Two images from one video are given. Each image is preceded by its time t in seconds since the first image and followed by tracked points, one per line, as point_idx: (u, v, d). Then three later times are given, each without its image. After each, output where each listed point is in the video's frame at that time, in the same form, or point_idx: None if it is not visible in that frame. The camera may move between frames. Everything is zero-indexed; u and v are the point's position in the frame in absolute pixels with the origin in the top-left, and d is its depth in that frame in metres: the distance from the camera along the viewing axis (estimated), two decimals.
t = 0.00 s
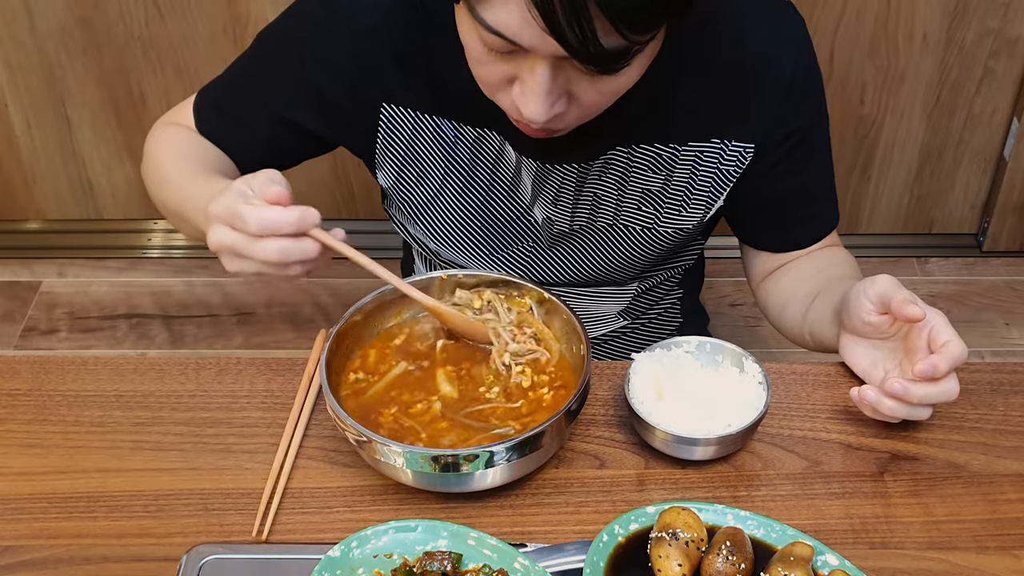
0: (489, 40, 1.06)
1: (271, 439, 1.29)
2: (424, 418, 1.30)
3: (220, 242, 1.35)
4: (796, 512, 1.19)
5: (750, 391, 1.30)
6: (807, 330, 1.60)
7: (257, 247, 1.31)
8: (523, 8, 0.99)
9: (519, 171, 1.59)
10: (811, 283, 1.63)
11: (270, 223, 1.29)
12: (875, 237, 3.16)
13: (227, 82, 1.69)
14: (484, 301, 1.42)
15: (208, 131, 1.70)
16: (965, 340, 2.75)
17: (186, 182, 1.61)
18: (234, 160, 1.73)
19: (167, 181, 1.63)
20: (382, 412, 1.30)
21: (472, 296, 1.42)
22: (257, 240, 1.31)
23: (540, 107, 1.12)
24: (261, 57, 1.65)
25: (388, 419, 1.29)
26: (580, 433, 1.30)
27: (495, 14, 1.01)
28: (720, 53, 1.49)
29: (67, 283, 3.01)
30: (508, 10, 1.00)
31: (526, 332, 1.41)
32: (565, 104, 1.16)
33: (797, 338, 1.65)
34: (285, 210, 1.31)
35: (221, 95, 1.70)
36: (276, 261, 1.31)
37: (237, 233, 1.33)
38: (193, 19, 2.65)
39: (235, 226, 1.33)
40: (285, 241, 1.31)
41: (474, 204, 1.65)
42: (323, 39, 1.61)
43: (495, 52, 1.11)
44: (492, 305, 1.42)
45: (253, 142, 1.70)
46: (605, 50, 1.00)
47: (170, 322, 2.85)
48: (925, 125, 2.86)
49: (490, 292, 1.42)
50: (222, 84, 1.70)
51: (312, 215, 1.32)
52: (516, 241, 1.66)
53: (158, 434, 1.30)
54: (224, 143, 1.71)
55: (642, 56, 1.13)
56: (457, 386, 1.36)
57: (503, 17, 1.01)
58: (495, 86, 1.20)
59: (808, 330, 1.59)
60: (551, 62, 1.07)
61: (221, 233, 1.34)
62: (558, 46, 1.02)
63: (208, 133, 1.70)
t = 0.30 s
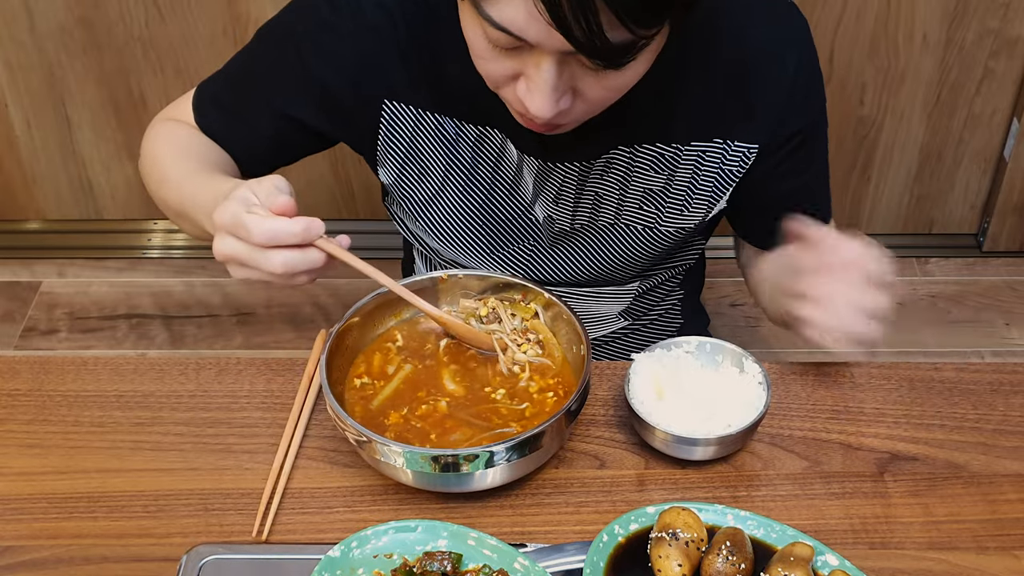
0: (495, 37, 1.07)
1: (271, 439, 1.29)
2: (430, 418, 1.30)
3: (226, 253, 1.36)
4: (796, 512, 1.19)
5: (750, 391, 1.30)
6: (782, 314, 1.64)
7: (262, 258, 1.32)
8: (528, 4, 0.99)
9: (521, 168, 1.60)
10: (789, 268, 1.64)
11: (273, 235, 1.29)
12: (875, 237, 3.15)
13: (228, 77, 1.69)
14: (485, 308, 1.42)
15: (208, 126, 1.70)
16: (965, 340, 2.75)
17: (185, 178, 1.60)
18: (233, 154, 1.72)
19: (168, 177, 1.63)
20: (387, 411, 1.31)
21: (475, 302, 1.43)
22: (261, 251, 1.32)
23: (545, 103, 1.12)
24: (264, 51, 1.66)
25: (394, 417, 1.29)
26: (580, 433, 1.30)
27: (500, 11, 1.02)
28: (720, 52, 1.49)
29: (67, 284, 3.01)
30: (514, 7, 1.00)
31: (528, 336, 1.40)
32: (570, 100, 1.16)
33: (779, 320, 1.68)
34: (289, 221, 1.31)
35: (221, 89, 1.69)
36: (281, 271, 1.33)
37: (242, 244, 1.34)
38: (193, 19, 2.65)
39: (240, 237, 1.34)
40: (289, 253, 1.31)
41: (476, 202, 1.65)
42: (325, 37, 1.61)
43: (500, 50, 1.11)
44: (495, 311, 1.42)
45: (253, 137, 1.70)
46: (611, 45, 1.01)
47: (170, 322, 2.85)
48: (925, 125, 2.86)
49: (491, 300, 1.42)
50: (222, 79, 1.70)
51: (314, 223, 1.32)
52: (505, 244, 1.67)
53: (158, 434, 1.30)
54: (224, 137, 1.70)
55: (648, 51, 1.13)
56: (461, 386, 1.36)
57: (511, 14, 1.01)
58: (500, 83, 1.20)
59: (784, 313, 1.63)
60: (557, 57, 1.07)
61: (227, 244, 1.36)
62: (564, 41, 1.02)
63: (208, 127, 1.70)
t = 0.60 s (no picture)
0: (496, 31, 1.06)
1: (271, 440, 1.29)
2: (426, 418, 1.30)
3: (234, 238, 1.37)
4: (796, 513, 1.19)
5: (750, 391, 1.30)
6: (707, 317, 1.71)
7: (268, 241, 1.33)
8: None
9: (517, 161, 1.60)
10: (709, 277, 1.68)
11: (280, 216, 1.31)
12: (875, 237, 3.15)
13: (233, 82, 1.69)
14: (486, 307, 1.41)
15: (220, 133, 1.69)
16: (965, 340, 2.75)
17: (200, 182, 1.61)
18: (248, 159, 1.72)
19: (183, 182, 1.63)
20: (383, 411, 1.31)
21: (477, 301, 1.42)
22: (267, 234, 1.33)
23: (547, 96, 1.12)
24: (265, 53, 1.65)
25: (390, 418, 1.29)
26: (580, 434, 1.30)
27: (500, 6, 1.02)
28: (717, 44, 1.50)
29: (67, 284, 3.01)
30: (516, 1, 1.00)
31: (527, 337, 1.40)
32: (570, 93, 1.16)
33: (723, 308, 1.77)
34: (297, 205, 1.32)
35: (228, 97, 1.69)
36: (287, 255, 1.33)
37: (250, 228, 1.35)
38: (193, 19, 2.65)
39: (248, 220, 1.35)
40: (295, 236, 1.32)
41: (473, 194, 1.66)
42: (323, 35, 1.60)
43: (502, 44, 1.11)
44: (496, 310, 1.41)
45: (265, 140, 1.69)
46: (612, 36, 1.00)
47: (170, 322, 2.85)
48: (925, 126, 2.86)
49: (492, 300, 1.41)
50: (227, 85, 1.70)
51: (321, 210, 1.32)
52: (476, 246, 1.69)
53: (158, 434, 1.30)
54: (238, 143, 1.70)
55: (647, 41, 1.13)
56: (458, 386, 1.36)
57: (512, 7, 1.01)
58: (501, 78, 1.20)
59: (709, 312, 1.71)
60: (557, 51, 1.07)
61: (235, 228, 1.37)
62: (564, 33, 1.02)
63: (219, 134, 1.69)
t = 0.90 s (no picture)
0: (495, 19, 1.06)
1: (271, 440, 1.29)
2: (426, 419, 1.30)
3: (246, 232, 1.38)
4: (796, 513, 1.19)
5: (750, 392, 1.30)
6: (701, 323, 1.71)
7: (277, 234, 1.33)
8: None
9: (516, 156, 1.61)
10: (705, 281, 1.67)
11: (286, 213, 1.31)
12: (875, 237, 3.15)
13: (238, 84, 1.69)
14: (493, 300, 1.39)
15: (231, 137, 1.69)
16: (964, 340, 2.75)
17: (216, 186, 1.61)
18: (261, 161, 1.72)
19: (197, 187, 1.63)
20: (383, 410, 1.31)
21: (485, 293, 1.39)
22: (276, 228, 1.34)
23: (547, 85, 1.12)
24: (267, 54, 1.66)
25: (391, 417, 1.30)
26: (580, 434, 1.30)
27: None
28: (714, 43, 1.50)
29: (67, 284, 3.01)
30: None
31: (532, 333, 1.38)
32: (570, 82, 1.16)
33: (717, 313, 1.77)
34: (304, 202, 1.32)
35: (234, 102, 1.69)
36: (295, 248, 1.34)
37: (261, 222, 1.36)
38: (193, 20, 2.65)
39: (258, 215, 1.36)
40: (302, 233, 1.32)
41: (471, 189, 1.65)
42: (323, 31, 1.60)
43: (500, 33, 1.10)
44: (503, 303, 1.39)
45: (276, 140, 1.70)
46: (612, 22, 1.00)
47: (170, 322, 2.85)
48: (925, 126, 2.86)
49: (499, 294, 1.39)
50: (232, 89, 1.70)
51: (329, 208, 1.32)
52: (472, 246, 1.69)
53: (157, 434, 1.30)
54: (250, 146, 1.70)
55: (647, 26, 1.13)
56: (459, 386, 1.36)
57: None
58: (499, 67, 1.19)
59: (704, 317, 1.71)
60: (556, 39, 1.07)
61: (247, 223, 1.38)
62: (564, 20, 1.01)
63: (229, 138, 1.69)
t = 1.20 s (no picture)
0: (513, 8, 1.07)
1: (271, 440, 1.29)
2: (425, 418, 1.30)
3: (247, 261, 1.39)
4: (796, 513, 1.19)
5: (750, 392, 1.30)
6: (705, 323, 1.71)
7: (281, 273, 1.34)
8: None
9: (524, 152, 1.61)
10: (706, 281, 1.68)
11: (277, 258, 1.30)
12: (875, 237, 3.15)
13: (245, 75, 1.69)
14: (506, 305, 1.37)
15: (238, 131, 1.69)
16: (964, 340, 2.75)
17: (225, 183, 1.61)
18: (269, 153, 1.73)
19: (205, 185, 1.63)
20: (382, 409, 1.31)
21: (501, 295, 1.37)
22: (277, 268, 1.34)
23: (565, 77, 1.12)
24: (276, 46, 1.65)
25: (389, 416, 1.30)
26: (580, 434, 1.30)
27: None
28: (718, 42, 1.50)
29: (67, 284, 3.01)
30: None
31: (541, 339, 1.39)
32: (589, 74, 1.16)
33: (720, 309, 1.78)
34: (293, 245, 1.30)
35: (241, 94, 1.69)
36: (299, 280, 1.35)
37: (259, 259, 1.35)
38: (193, 20, 2.65)
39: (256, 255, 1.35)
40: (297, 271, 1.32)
41: (477, 184, 1.65)
42: (336, 23, 1.60)
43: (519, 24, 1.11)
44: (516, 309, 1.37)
45: (284, 132, 1.71)
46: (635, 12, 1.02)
47: (170, 322, 2.85)
48: (925, 126, 2.86)
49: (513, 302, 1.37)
50: (240, 81, 1.69)
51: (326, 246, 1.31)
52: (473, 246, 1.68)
53: (157, 435, 1.30)
54: (258, 139, 1.70)
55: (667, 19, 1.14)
56: (459, 385, 1.36)
57: None
58: (515, 60, 1.19)
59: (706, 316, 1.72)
60: (575, 29, 1.07)
61: (246, 254, 1.38)
62: (586, 11, 1.02)
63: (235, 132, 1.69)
